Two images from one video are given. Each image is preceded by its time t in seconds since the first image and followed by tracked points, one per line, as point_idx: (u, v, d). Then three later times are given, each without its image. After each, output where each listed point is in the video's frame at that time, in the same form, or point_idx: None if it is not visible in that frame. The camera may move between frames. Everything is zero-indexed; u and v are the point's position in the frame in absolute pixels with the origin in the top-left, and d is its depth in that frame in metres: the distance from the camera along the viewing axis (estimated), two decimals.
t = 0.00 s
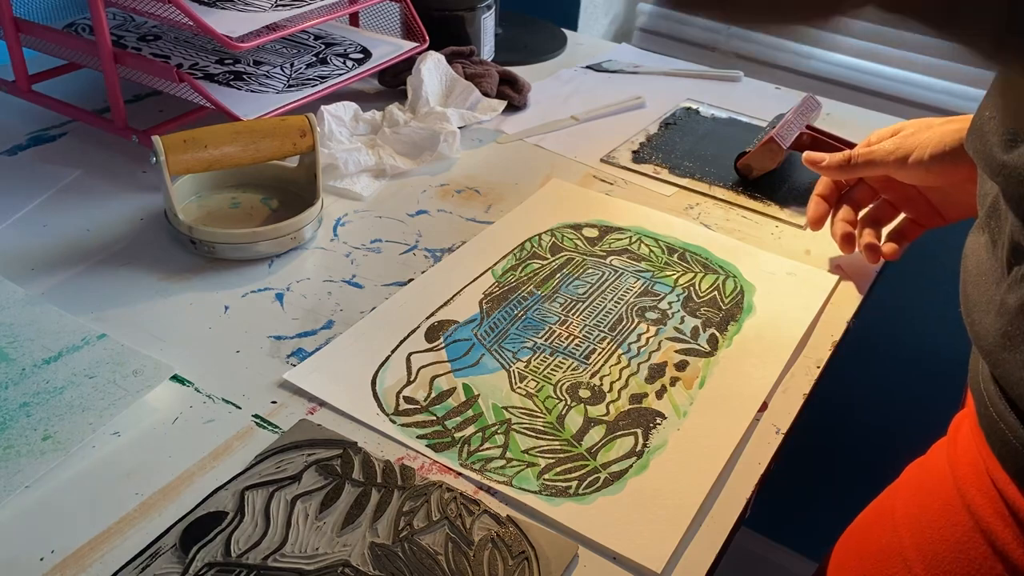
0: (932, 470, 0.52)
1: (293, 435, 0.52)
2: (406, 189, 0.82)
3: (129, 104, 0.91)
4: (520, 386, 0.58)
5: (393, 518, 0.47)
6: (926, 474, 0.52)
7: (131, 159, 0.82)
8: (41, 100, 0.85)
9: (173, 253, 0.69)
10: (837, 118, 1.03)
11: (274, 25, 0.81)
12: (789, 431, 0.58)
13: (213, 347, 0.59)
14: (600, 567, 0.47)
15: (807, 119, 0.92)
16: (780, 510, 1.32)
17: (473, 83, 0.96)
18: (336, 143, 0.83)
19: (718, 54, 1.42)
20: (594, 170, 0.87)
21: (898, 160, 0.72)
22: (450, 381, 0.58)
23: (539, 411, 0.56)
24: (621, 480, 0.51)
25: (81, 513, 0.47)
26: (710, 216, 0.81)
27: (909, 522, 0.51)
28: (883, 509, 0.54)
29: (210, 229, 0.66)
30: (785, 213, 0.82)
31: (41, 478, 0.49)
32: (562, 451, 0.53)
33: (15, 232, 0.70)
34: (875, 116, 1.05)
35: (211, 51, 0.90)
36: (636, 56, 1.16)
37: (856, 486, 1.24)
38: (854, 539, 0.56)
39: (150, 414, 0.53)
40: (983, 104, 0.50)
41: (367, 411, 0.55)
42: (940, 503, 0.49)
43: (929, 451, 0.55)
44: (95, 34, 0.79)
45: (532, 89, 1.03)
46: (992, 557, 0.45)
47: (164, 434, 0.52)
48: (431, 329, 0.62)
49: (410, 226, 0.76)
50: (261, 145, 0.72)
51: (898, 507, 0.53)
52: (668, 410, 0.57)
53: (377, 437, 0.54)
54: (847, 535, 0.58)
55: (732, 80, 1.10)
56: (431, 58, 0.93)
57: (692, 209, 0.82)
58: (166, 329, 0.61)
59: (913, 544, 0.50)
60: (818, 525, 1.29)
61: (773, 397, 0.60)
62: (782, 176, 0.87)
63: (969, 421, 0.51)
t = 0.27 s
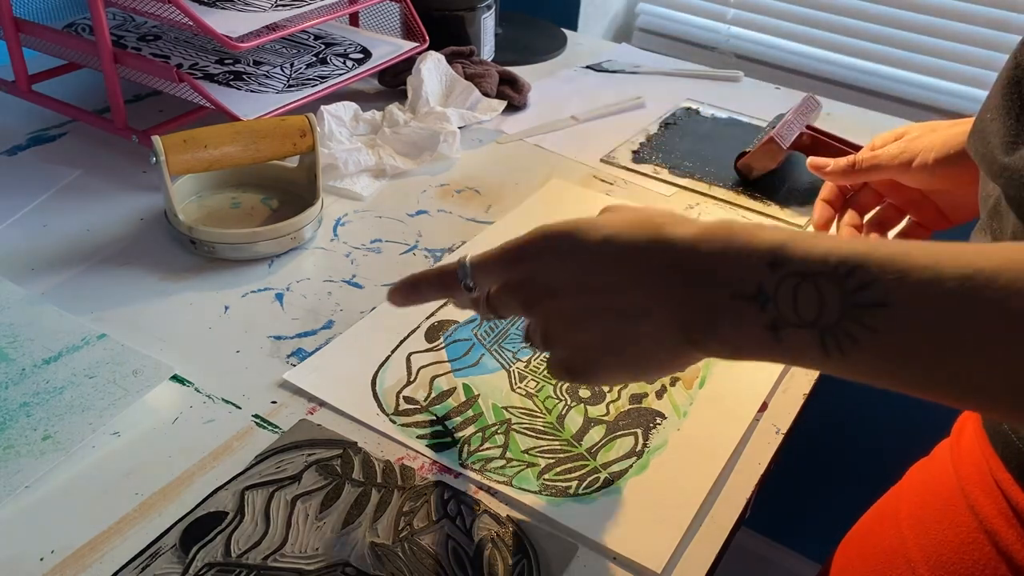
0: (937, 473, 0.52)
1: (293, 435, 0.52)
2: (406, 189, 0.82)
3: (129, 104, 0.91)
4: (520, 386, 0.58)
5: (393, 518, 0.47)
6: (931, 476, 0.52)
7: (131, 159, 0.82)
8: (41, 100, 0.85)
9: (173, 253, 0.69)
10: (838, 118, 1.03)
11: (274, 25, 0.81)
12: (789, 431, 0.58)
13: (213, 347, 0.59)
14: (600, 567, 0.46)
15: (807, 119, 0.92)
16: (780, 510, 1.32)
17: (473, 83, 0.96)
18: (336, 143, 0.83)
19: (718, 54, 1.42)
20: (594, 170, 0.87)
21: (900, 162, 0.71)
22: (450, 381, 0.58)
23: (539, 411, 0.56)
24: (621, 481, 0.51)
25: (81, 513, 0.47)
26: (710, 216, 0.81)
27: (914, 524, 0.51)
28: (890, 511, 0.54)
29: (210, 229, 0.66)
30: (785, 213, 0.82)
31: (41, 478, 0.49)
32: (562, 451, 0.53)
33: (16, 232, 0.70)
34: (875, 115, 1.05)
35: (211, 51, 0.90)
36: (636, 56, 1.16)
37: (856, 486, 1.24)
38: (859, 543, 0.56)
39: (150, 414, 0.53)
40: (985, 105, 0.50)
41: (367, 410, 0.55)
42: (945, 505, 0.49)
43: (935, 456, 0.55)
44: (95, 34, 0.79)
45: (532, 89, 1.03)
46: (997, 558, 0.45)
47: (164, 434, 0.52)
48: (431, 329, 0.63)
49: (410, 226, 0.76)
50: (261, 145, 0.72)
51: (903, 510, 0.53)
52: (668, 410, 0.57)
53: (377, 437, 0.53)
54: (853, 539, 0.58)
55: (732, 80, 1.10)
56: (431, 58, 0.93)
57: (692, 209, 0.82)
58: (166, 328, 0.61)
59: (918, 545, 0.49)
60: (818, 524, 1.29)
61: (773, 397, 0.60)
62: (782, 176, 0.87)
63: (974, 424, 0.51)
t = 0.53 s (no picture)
0: (935, 470, 0.52)
1: (293, 435, 0.52)
2: (407, 189, 0.82)
3: (129, 104, 0.91)
4: (520, 386, 0.58)
5: (393, 518, 0.47)
6: (929, 474, 0.52)
7: (131, 159, 0.82)
8: (41, 100, 0.85)
9: (173, 253, 0.69)
10: (838, 117, 1.03)
11: (274, 25, 0.81)
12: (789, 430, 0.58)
13: (213, 347, 0.59)
14: (600, 567, 0.46)
15: (807, 119, 0.92)
16: (780, 510, 1.32)
17: (473, 83, 0.96)
18: (336, 144, 0.83)
19: (718, 54, 1.42)
20: (594, 170, 0.87)
21: (903, 160, 0.71)
22: (450, 381, 0.58)
23: (539, 411, 0.56)
24: (621, 481, 0.51)
25: (81, 513, 0.47)
26: (710, 216, 0.81)
27: (913, 521, 0.51)
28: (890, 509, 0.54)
29: (209, 229, 0.66)
30: (785, 212, 0.82)
31: (41, 478, 0.49)
32: (562, 451, 0.53)
33: (16, 232, 0.70)
34: (875, 115, 1.05)
35: (211, 51, 0.90)
36: (636, 56, 1.16)
37: (856, 486, 1.24)
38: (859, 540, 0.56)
39: (150, 414, 0.53)
40: (985, 102, 0.50)
41: (367, 410, 0.55)
42: (943, 502, 0.49)
43: (934, 452, 0.55)
44: (95, 34, 0.79)
45: (532, 89, 1.03)
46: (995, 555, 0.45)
47: (164, 434, 0.52)
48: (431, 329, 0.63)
49: (410, 226, 0.76)
50: (261, 145, 0.72)
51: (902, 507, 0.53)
52: (668, 410, 0.57)
53: (377, 437, 0.53)
54: (852, 537, 0.58)
55: (732, 80, 1.10)
56: (431, 58, 0.93)
57: (692, 209, 0.82)
58: (166, 329, 0.61)
59: (916, 542, 0.49)
60: (818, 523, 1.29)
61: (773, 397, 0.60)
62: (782, 176, 0.87)
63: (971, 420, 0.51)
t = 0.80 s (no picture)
0: (936, 469, 0.52)
1: (293, 435, 0.52)
2: (406, 189, 0.82)
3: (129, 104, 0.91)
4: (520, 386, 0.58)
5: (393, 517, 0.48)
6: (930, 473, 0.52)
7: (131, 159, 0.82)
8: (41, 100, 0.85)
9: (173, 253, 0.69)
10: (838, 118, 1.03)
11: (274, 25, 0.81)
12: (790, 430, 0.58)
13: (213, 347, 0.59)
14: (600, 567, 0.46)
15: (807, 119, 0.92)
16: (780, 509, 1.32)
17: (473, 83, 0.96)
18: (336, 144, 0.83)
19: (718, 54, 1.42)
20: (594, 170, 0.87)
21: (904, 160, 0.71)
22: (450, 381, 0.58)
23: (539, 411, 0.56)
24: (621, 481, 0.51)
25: (81, 513, 0.47)
26: (710, 216, 0.81)
27: (914, 520, 0.51)
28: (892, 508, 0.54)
29: (210, 229, 0.66)
30: (785, 212, 0.82)
31: (41, 478, 0.49)
32: (562, 451, 0.53)
33: (16, 232, 0.70)
34: (875, 115, 1.05)
35: (211, 51, 0.90)
36: (636, 56, 1.16)
37: (856, 486, 1.24)
38: (860, 540, 0.56)
39: (150, 414, 0.53)
40: (985, 102, 0.50)
41: (367, 410, 0.55)
42: (944, 501, 0.49)
43: (935, 452, 0.55)
44: (95, 34, 0.79)
45: (532, 89, 1.03)
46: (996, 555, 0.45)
47: (164, 434, 0.52)
48: (431, 329, 0.63)
49: (410, 225, 0.76)
50: (261, 145, 0.72)
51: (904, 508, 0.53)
52: (668, 410, 0.57)
53: (377, 437, 0.53)
54: (853, 537, 0.58)
55: (732, 80, 1.10)
56: (431, 58, 0.93)
57: (691, 209, 0.82)
58: (166, 329, 0.61)
59: (917, 542, 0.49)
60: (818, 524, 1.29)
61: (773, 397, 0.59)
62: (782, 176, 0.87)
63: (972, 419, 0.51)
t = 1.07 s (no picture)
0: (935, 468, 0.52)
1: (294, 435, 0.52)
2: (406, 189, 0.82)
3: (129, 104, 0.91)
4: (520, 386, 0.58)
5: (393, 517, 0.48)
6: (927, 473, 0.52)
7: (130, 159, 0.82)
8: (41, 101, 0.85)
9: (173, 253, 0.70)
10: (838, 117, 1.03)
11: (274, 25, 0.81)
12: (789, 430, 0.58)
13: (213, 347, 0.59)
14: (600, 567, 0.46)
15: (807, 119, 0.92)
16: (780, 510, 1.32)
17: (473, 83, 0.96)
18: (336, 143, 0.83)
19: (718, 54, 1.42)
20: (594, 170, 0.87)
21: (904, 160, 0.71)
22: (450, 381, 0.58)
23: (539, 411, 0.56)
24: (621, 481, 0.51)
25: (82, 514, 0.47)
26: (710, 216, 0.81)
27: (913, 519, 0.51)
28: (888, 509, 0.54)
29: (210, 228, 0.67)
30: (785, 212, 0.82)
31: (41, 478, 0.49)
32: (562, 451, 0.53)
33: (16, 232, 0.70)
34: (875, 115, 1.05)
35: (211, 51, 0.90)
36: (637, 56, 1.16)
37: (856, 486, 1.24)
38: (858, 540, 0.56)
39: (150, 414, 0.53)
40: (984, 101, 0.50)
41: (367, 410, 0.55)
42: (943, 499, 0.49)
43: (933, 450, 0.55)
44: (95, 34, 0.79)
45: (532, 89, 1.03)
46: (996, 553, 0.45)
47: (164, 434, 0.52)
48: (431, 330, 0.63)
49: (410, 225, 0.76)
50: (261, 144, 0.72)
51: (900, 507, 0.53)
52: (668, 410, 0.57)
53: (377, 437, 0.53)
54: (851, 537, 0.58)
55: (732, 80, 1.10)
56: (431, 58, 0.93)
57: (691, 209, 0.82)
58: (166, 329, 0.61)
59: (916, 539, 0.49)
60: (819, 524, 1.29)
61: (773, 397, 0.59)
62: (782, 176, 0.87)
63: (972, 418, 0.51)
